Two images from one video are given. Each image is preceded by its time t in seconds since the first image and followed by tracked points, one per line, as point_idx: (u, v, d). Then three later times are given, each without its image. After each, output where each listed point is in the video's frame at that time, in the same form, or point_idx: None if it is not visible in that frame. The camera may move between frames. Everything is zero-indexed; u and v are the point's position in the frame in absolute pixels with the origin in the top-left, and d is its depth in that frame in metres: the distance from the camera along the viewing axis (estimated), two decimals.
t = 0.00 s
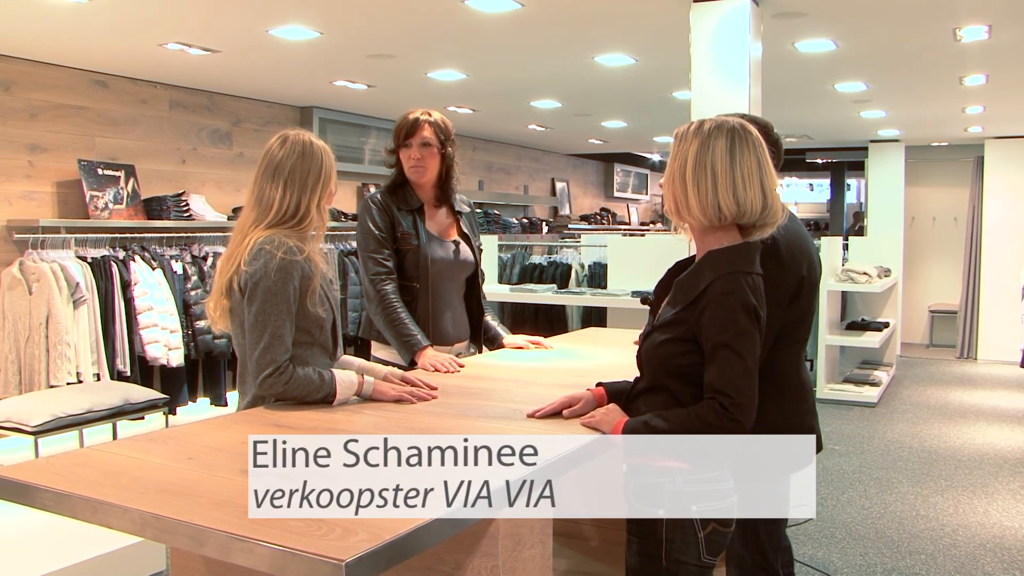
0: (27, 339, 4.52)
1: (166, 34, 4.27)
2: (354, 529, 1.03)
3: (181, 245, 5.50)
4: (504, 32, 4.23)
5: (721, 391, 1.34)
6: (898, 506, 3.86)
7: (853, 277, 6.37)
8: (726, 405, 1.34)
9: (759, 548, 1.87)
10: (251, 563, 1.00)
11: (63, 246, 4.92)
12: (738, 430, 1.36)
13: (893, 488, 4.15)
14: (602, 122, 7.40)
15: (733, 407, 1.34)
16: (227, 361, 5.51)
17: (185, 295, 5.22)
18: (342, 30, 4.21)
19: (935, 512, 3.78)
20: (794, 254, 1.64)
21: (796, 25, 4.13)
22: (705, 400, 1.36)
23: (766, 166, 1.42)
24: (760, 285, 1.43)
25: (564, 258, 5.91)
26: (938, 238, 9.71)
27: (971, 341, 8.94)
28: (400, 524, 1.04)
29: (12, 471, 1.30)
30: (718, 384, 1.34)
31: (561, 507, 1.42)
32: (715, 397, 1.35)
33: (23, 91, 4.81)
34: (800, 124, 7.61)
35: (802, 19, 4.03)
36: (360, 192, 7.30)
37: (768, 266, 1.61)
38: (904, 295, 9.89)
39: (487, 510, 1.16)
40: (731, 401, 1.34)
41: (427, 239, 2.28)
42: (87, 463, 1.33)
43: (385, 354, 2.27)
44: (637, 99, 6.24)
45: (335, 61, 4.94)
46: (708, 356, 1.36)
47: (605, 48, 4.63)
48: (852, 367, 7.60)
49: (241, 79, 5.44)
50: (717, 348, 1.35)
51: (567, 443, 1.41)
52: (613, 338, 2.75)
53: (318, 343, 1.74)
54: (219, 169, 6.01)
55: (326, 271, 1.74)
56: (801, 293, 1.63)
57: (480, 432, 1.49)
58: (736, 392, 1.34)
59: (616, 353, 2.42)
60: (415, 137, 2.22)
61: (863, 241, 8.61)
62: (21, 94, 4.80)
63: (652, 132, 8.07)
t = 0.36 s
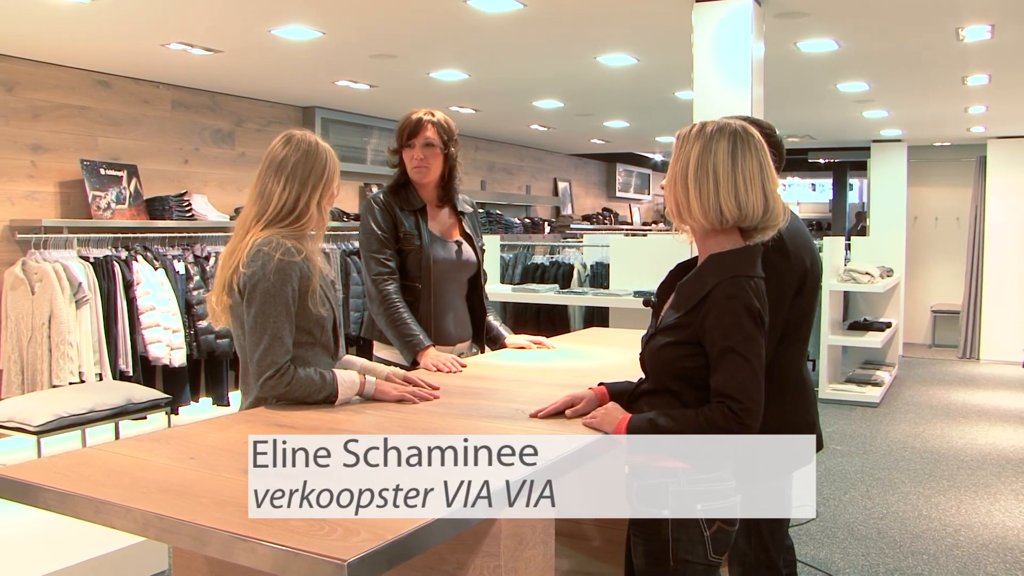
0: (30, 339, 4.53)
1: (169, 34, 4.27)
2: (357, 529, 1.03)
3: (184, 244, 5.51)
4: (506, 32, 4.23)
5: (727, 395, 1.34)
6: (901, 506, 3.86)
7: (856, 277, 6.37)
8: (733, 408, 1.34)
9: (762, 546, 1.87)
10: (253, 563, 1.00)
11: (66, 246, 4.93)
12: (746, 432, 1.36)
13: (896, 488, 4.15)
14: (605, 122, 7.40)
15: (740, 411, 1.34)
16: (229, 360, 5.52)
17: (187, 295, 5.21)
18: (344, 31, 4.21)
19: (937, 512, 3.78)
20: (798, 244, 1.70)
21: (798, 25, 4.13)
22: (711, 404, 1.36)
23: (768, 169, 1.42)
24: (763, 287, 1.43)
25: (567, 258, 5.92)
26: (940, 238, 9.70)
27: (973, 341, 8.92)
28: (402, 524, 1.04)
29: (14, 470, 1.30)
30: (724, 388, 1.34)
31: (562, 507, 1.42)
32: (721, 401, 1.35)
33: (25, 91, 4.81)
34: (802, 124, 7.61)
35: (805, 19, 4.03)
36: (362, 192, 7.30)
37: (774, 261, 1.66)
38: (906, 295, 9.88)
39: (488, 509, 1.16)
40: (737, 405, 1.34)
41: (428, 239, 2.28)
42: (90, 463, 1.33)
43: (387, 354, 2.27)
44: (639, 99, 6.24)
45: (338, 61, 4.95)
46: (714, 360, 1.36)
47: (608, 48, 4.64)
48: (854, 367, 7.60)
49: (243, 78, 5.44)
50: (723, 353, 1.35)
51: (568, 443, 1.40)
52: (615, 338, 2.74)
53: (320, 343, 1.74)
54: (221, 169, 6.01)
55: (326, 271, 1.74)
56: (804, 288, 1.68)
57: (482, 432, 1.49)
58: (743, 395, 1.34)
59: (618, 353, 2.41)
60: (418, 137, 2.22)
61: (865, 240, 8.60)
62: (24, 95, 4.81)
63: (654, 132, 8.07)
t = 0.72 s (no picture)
0: (33, 339, 4.55)
1: (171, 34, 4.27)
2: (360, 528, 1.03)
3: (187, 244, 5.51)
4: (509, 32, 4.23)
5: (728, 395, 1.34)
6: (904, 506, 3.86)
7: (859, 277, 6.36)
8: (734, 409, 1.34)
9: (763, 545, 1.88)
10: (256, 563, 1.00)
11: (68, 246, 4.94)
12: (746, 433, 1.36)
13: (898, 488, 4.15)
14: (607, 122, 7.40)
15: (741, 411, 1.34)
16: (232, 360, 5.52)
17: (190, 295, 5.22)
18: (347, 31, 4.21)
19: (940, 512, 3.77)
20: (799, 243, 1.74)
21: (801, 25, 4.12)
22: (711, 405, 1.36)
23: (769, 169, 1.43)
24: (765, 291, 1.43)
25: (569, 258, 5.92)
26: (943, 238, 9.69)
27: (976, 341, 8.90)
28: (405, 524, 1.04)
29: (18, 470, 1.30)
30: (724, 389, 1.34)
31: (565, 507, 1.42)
32: (722, 402, 1.35)
33: (28, 91, 4.82)
34: (804, 123, 7.61)
35: (807, 19, 4.02)
36: (365, 192, 7.30)
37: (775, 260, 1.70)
38: (908, 295, 9.87)
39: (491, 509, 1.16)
40: (738, 406, 1.34)
41: (431, 239, 2.28)
42: (92, 463, 1.34)
43: (390, 354, 2.27)
44: (641, 99, 6.24)
45: (340, 61, 4.94)
46: (714, 360, 1.36)
47: (610, 48, 4.64)
48: (857, 367, 7.59)
49: (246, 78, 5.44)
50: (724, 354, 1.35)
51: (570, 443, 1.40)
52: (618, 338, 2.74)
53: (322, 343, 1.74)
54: (224, 169, 6.01)
55: (327, 271, 1.74)
56: (804, 284, 1.72)
57: (486, 432, 1.49)
58: (743, 396, 1.34)
59: (621, 353, 2.41)
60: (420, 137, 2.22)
61: (867, 240, 8.59)
62: (27, 95, 4.82)
63: (656, 131, 8.07)
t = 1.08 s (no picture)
0: (37, 338, 4.57)
1: (175, 34, 4.27)
2: (363, 528, 1.03)
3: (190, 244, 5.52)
4: (512, 32, 4.23)
5: (723, 388, 1.33)
6: (907, 507, 3.85)
7: (862, 277, 6.36)
8: (729, 401, 1.33)
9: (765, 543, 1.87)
10: (260, 562, 0.99)
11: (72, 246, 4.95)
12: (745, 426, 1.34)
13: (902, 488, 4.14)
14: (611, 122, 7.40)
15: (736, 404, 1.33)
16: (235, 360, 5.52)
17: (193, 295, 5.23)
18: (351, 31, 4.21)
19: (944, 513, 3.77)
20: (803, 242, 1.74)
21: (804, 25, 4.12)
22: (709, 399, 1.35)
23: (774, 173, 1.43)
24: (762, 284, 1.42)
25: (572, 258, 5.92)
26: (947, 238, 9.67)
27: (980, 341, 8.87)
28: (408, 524, 1.04)
29: (22, 470, 1.30)
30: (719, 381, 1.33)
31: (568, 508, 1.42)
32: (718, 395, 1.34)
33: (32, 92, 4.83)
34: (808, 124, 7.60)
35: (810, 19, 4.02)
36: (368, 192, 7.31)
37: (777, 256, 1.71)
38: (912, 295, 9.85)
39: (493, 509, 1.15)
40: (733, 399, 1.33)
41: (434, 240, 2.28)
42: (96, 463, 1.34)
43: (393, 354, 2.27)
44: (645, 99, 6.24)
45: (344, 61, 4.95)
46: (709, 354, 1.35)
47: (614, 48, 4.64)
48: (860, 367, 7.59)
49: (250, 78, 5.44)
50: (716, 346, 1.34)
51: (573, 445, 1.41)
52: (621, 338, 2.74)
53: (326, 343, 1.74)
54: (228, 169, 6.02)
55: (332, 270, 1.74)
56: (806, 284, 1.73)
57: (490, 432, 1.49)
58: (738, 388, 1.33)
59: (624, 353, 2.41)
60: (423, 137, 2.22)
61: (871, 240, 8.59)
62: (31, 95, 4.82)
63: (660, 131, 8.07)
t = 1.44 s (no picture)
0: (40, 339, 4.58)
1: (178, 34, 4.27)
2: (366, 528, 1.03)
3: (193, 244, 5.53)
4: (516, 32, 4.23)
5: (723, 384, 1.33)
6: (910, 507, 3.85)
7: (865, 277, 6.35)
8: (729, 398, 1.33)
9: (769, 544, 1.85)
10: (262, 562, 0.99)
11: (75, 246, 4.95)
12: (745, 422, 1.34)
13: (905, 489, 4.14)
14: (613, 122, 7.40)
15: (736, 400, 1.33)
16: (238, 360, 5.53)
17: (196, 295, 5.24)
18: (354, 31, 4.21)
19: (947, 513, 3.76)
20: (805, 243, 1.74)
21: (806, 25, 4.12)
22: (709, 396, 1.35)
23: (763, 170, 1.41)
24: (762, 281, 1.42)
25: (575, 258, 5.92)
26: (950, 238, 9.66)
27: (983, 341, 8.85)
28: (412, 524, 1.04)
29: (25, 469, 1.30)
30: (719, 378, 1.33)
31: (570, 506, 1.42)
32: (718, 392, 1.34)
33: (35, 92, 4.83)
34: (811, 123, 7.59)
35: (813, 19, 4.02)
36: (371, 192, 7.31)
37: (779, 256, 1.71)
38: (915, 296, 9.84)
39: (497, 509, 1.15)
40: (733, 395, 1.32)
41: (437, 240, 2.28)
42: (99, 462, 1.34)
43: (396, 354, 2.27)
44: (648, 99, 6.24)
45: (346, 61, 4.95)
46: (708, 352, 1.35)
47: (617, 48, 4.64)
48: (863, 367, 7.59)
49: (252, 79, 5.44)
50: (715, 343, 1.34)
51: (575, 446, 1.41)
52: (623, 338, 2.74)
53: (328, 343, 1.74)
54: (230, 169, 6.02)
55: (334, 269, 1.74)
56: (809, 283, 1.73)
57: (492, 432, 1.49)
58: (738, 384, 1.33)
59: (627, 353, 2.41)
60: (426, 137, 2.22)
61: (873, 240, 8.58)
62: (35, 95, 4.83)
63: (663, 131, 8.07)
